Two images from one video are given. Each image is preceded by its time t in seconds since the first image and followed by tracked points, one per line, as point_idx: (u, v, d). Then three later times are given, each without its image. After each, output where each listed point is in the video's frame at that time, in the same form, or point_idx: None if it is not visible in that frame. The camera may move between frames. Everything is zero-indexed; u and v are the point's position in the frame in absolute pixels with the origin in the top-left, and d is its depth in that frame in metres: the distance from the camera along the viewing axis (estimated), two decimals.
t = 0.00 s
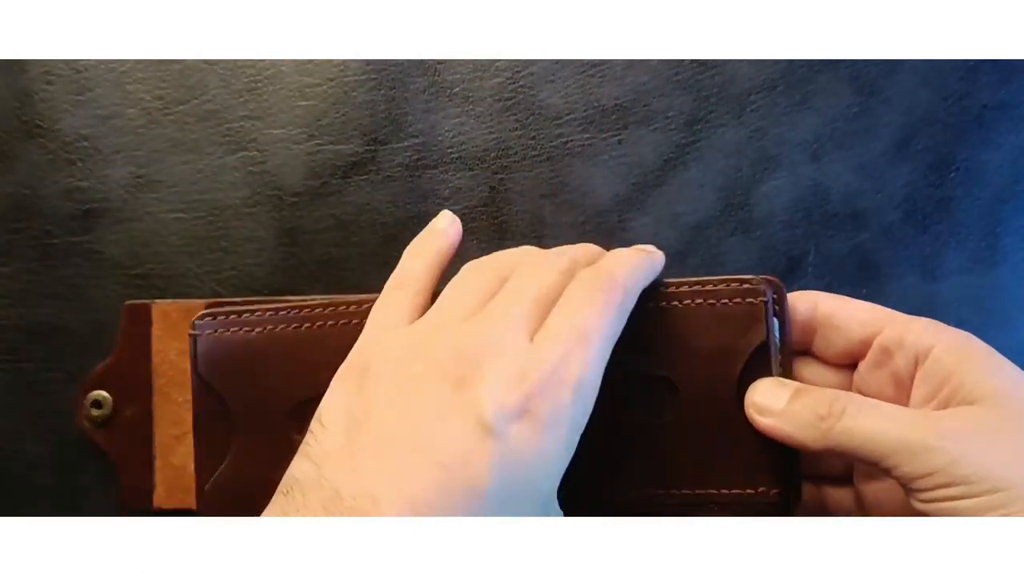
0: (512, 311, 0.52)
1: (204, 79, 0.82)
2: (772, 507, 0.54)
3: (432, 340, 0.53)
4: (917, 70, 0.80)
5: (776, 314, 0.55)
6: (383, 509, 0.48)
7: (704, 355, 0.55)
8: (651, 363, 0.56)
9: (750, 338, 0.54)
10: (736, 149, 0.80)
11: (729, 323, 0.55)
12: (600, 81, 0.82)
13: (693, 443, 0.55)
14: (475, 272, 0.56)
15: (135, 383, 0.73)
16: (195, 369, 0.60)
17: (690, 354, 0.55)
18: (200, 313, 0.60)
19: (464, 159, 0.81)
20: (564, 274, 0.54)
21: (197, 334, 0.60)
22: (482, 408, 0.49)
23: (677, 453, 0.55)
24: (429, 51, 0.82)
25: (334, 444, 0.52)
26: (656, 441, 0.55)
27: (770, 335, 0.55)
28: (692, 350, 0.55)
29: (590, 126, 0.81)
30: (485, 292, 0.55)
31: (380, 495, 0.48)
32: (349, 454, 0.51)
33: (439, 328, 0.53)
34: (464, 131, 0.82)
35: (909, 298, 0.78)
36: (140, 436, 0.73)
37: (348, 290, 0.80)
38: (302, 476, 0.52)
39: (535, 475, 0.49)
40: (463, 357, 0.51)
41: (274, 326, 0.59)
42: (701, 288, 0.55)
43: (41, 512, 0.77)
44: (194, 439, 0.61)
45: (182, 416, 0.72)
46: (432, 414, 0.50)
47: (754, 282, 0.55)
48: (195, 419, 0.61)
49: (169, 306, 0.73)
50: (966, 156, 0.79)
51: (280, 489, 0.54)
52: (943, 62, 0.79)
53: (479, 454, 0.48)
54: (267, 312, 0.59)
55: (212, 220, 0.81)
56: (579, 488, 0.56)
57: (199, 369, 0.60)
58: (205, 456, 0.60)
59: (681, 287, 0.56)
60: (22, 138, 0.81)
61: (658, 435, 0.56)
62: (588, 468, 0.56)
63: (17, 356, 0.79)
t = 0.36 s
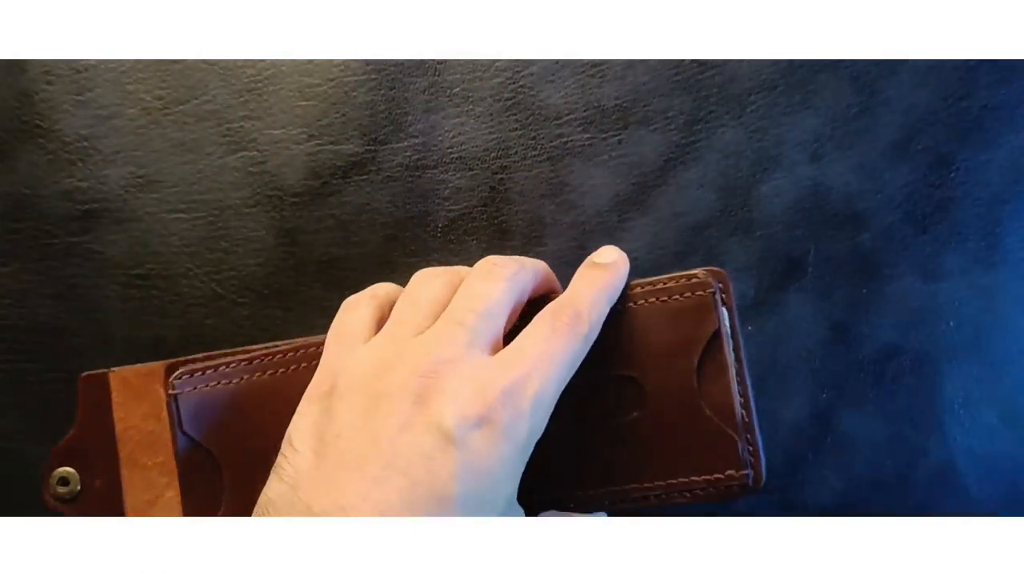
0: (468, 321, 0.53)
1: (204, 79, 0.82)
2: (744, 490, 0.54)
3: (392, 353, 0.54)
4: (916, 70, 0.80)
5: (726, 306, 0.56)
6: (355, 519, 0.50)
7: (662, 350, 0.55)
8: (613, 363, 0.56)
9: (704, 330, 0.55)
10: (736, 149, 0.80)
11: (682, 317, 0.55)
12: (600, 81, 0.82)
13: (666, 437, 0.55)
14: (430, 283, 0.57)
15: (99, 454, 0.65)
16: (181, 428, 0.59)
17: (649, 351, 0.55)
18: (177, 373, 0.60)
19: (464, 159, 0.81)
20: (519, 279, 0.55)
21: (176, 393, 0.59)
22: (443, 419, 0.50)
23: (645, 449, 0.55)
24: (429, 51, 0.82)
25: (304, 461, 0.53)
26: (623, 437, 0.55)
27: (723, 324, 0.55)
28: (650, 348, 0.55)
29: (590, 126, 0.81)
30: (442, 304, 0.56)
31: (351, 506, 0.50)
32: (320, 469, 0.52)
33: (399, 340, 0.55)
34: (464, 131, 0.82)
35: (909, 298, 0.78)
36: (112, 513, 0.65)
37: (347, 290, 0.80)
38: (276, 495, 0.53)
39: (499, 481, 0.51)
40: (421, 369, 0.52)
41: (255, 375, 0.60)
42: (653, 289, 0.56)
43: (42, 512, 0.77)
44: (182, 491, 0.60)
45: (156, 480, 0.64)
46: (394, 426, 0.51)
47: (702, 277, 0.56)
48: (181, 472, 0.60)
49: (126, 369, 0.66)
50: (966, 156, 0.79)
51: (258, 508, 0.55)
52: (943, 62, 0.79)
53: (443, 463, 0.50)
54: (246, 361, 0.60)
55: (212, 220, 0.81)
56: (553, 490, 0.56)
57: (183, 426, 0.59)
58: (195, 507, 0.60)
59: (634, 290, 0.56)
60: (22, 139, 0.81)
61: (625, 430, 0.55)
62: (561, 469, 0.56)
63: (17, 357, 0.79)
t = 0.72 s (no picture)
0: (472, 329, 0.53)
1: (204, 79, 0.82)
2: (746, 501, 0.54)
3: (398, 361, 0.54)
4: (916, 70, 0.80)
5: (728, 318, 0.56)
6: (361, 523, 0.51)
7: (664, 360, 0.55)
8: (615, 372, 0.56)
9: (705, 340, 0.55)
10: (736, 149, 0.80)
11: (683, 328, 0.56)
12: (600, 81, 0.82)
13: (667, 446, 0.55)
14: (437, 293, 0.57)
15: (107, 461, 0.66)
16: (188, 432, 0.59)
17: (650, 361, 0.55)
18: (184, 375, 0.61)
19: (465, 158, 0.81)
20: (525, 290, 0.55)
21: (184, 395, 0.60)
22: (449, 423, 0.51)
23: (647, 458, 0.55)
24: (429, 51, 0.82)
25: (311, 466, 0.54)
26: (625, 446, 0.55)
27: (725, 336, 0.55)
28: (652, 358, 0.56)
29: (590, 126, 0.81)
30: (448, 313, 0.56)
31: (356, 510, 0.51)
32: (326, 474, 0.53)
33: (405, 349, 0.55)
34: (464, 131, 0.82)
35: (910, 298, 0.78)
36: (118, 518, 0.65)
37: (347, 290, 0.80)
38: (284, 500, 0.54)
39: (503, 485, 0.51)
40: (426, 375, 0.53)
41: (262, 379, 0.60)
42: (655, 300, 0.56)
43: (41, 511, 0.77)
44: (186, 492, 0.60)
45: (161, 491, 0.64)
46: (400, 431, 0.52)
47: (704, 288, 0.56)
48: (184, 474, 0.60)
49: (132, 381, 0.66)
50: (966, 156, 0.79)
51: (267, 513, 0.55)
52: (943, 62, 0.79)
53: (447, 466, 0.50)
54: (253, 366, 0.61)
55: (212, 220, 0.81)
56: (553, 496, 0.56)
57: (191, 429, 0.60)
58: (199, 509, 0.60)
59: (636, 301, 0.56)
60: (22, 138, 0.81)
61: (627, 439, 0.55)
62: (561, 476, 0.56)
63: (17, 357, 0.79)
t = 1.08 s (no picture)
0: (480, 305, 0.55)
1: (204, 78, 0.82)
2: (753, 483, 0.58)
3: (403, 337, 0.56)
4: (916, 70, 0.80)
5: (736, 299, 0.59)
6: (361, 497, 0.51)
7: (674, 341, 0.59)
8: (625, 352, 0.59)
9: (715, 322, 0.58)
10: (736, 149, 0.80)
11: (693, 309, 0.59)
12: (601, 80, 0.81)
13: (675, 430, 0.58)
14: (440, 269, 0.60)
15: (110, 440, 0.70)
16: (188, 410, 0.62)
17: (661, 341, 0.59)
18: (184, 355, 0.63)
19: (464, 158, 0.81)
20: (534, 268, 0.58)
21: (184, 373, 0.63)
22: (453, 398, 0.52)
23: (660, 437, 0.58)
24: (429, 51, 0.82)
25: (317, 444, 0.55)
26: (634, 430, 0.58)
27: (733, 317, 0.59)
28: (663, 337, 0.59)
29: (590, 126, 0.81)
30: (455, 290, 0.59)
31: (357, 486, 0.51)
32: (331, 451, 0.54)
33: (412, 325, 0.57)
34: (464, 131, 0.82)
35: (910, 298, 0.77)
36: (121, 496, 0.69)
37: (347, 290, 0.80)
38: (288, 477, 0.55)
39: (508, 460, 0.52)
40: (433, 352, 0.54)
41: (261, 358, 0.63)
42: (665, 281, 0.59)
43: (41, 511, 0.77)
44: (186, 469, 0.64)
45: (161, 468, 0.67)
46: (405, 407, 0.53)
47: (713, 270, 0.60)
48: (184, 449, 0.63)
49: (134, 358, 0.70)
50: (966, 156, 0.79)
51: (269, 493, 0.56)
52: (943, 62, 0.79)
53: (452, 441, 0.51)
54: (252, 346, 0.63)
55: (212, 220, 0.81)
56: (563, 483, 0.58)
57: (190, 408, 0.62)
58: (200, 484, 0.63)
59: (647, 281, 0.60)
60: (22, 138, 0.81)
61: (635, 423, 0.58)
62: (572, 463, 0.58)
63: (17, 356, 0.79)
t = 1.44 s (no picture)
0: (474, 298, 0.56)
1: (204, 78, 0.82)
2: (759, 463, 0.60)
3: (398, 332, 0.58)
4: (916, 70, 0.79)
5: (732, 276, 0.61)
6: (360, 495, 0.53)
7: (672, 324, 0.60)
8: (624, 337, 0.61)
9: (711, 302, 0.60)
10: (736, 149, 0.80)
11: (690, 289, 0.60)
12: (600, 80, 0.81)
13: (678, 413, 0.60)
14: (433, 259, 0.60)
15: (111, 437, 0.71)
16: (184, 415, 0.63)
17: (658, 324, 0.60)
18: (178, 361, 0.63)
19: (464, 158, 0.81)
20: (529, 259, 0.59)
21: (181, 379, 0.63)
22: (446, 393, 0.54)
23: (669, 422, 0.60)
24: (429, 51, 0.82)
25: (313, 443, 0.57)
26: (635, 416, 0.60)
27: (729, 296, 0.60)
28: (660, 321, 0.60)
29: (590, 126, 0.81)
30: (449, 281, 0.60)
31: (356, 483, 0.53)
32: (329, 449, 0.56)
33: (406, 319, 0.58)
34: (463, 130, 0.82)
35: (909, 298, 0.78)
36: (124, 498, 0.70)
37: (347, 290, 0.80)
38: (285, 477, 0.56)
39: (503, 453, 0.53)
40: (426, 346, 0.56)
41: (257, 361, 0.63)
42: (662, 262, 0.61)
43: (41, 511, 0.77)
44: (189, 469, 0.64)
45: (164, 468, 0.69)
46: (400, 402, 0.55)
47: (710, 250, 0.61)
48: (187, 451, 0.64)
49: (130, 359, 0.71)
50: (966, 156, 0.79)
51: (268, 493, 0.58)
52: (942, 61, 0.79)
53: (446, 436, 0.53)
54: (248, 348, 0.63)
55: (212, 219, 0.81)
56: (574, 470, 0.62)
57: (188, 412, 0.63)
58: (202, 482, 0.64)
59: (643, 264, 0.61)
60: (22, 138, 0.81)
61: (636, 408, 0.60)
62: (575, 450, 0.61)
63: (17, 356, 0.79)
